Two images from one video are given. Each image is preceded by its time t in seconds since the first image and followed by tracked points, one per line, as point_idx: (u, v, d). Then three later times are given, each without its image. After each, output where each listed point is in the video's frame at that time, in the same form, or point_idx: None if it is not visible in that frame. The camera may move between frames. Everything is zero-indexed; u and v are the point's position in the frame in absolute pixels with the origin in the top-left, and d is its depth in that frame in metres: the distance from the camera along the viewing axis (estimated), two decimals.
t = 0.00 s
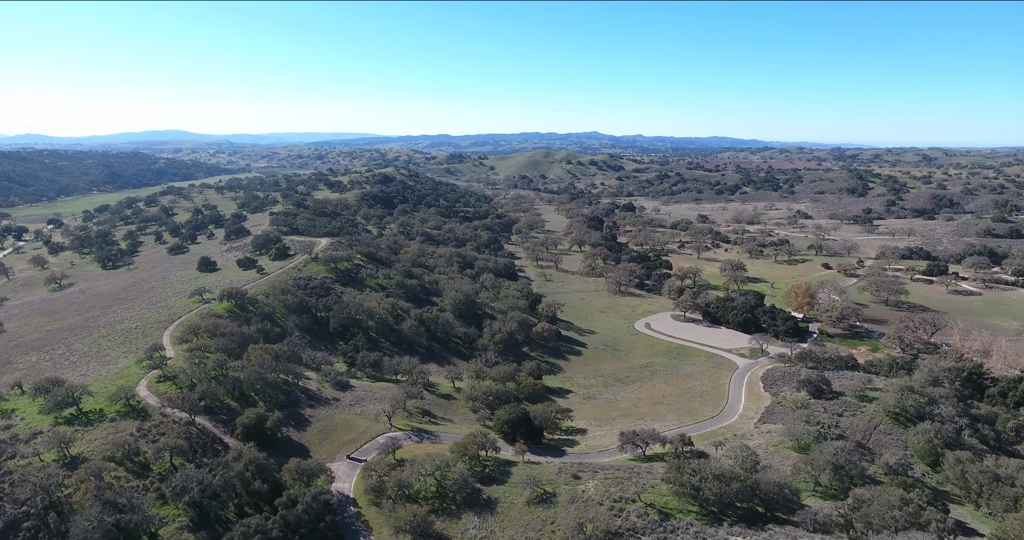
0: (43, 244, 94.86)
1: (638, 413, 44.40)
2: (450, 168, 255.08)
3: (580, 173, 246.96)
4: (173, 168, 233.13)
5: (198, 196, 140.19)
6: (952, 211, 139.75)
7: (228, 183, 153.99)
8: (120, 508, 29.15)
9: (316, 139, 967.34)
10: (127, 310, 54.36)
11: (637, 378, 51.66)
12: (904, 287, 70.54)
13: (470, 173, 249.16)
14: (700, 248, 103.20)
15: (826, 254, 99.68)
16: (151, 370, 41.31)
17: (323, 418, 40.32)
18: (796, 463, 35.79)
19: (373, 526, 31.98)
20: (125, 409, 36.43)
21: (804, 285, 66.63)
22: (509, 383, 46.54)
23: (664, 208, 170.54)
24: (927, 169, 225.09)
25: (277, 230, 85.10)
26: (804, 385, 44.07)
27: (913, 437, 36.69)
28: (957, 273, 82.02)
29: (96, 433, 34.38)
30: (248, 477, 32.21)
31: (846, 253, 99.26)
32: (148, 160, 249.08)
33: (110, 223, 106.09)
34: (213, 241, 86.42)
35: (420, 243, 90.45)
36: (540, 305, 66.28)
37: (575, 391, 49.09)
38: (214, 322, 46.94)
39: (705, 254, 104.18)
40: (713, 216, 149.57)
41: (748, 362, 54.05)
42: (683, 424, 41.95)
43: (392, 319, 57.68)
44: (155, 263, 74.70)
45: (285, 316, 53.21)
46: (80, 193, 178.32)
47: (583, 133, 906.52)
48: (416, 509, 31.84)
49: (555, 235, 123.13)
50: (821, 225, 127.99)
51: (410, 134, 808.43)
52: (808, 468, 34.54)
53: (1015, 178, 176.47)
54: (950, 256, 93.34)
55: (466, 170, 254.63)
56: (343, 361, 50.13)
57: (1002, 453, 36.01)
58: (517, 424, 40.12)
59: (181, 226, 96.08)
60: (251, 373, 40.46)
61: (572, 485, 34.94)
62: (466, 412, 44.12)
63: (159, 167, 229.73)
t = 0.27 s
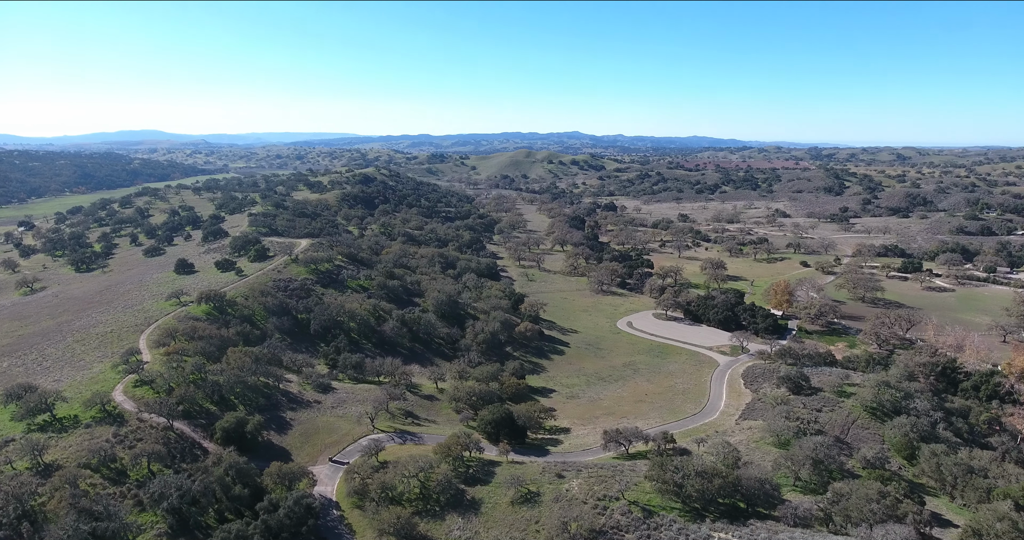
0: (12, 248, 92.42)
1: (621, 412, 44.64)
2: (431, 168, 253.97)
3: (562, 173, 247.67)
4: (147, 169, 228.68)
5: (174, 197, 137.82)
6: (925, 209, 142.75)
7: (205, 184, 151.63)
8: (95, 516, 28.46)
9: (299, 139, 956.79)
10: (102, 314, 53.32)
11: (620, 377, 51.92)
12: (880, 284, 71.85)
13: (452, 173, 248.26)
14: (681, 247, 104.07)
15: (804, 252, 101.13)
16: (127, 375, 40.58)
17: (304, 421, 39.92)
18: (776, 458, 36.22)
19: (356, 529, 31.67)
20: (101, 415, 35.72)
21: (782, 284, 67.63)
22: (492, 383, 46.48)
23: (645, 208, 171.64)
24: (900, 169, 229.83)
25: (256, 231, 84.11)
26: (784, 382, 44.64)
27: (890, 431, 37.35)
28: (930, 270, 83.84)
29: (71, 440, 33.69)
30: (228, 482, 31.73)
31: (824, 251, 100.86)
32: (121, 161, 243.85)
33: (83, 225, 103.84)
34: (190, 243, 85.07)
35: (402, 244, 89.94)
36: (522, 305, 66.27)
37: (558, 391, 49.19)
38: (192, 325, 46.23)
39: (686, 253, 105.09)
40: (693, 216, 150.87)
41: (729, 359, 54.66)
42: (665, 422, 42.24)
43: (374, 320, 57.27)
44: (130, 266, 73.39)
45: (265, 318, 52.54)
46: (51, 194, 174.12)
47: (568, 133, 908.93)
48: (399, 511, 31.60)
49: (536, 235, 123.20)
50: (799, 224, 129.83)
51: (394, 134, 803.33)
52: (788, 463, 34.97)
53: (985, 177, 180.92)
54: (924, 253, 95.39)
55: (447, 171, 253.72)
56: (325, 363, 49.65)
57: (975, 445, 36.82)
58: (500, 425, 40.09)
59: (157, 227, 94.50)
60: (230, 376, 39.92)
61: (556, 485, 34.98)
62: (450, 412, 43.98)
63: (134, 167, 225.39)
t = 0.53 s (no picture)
0: None
1: (600, 410, 44.89)
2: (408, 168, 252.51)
3: (540, 173, 248.55)
4: (116, 170, 223.32)
5: (145, 199, 134.85)
6: (894, 207, 146.33)
7: (177, 185, 148.73)
8: (65, 526, 27.51)
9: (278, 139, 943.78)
10: (69, 319, 51.96)
11: (599, 375, 52.21)
12: (851, 281, 73.39)
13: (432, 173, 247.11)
14: (658, 246, 105.01)
15: (778, 250, 102.88)
16: (97, 381, 39.62)
17: (281, 425, 39.42)
18: (753, 453, 36.72)
19: (335, 533, 31.30)
20: (70, 423, 34.80)
21: (757, 282, 68.22)
22: (472, 383, 46.36)
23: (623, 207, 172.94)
24: (870, 168, 235.38)
25: (230, 233, 82.82)
26: (760, 378, 45.31)
27: (863, 425, 38.11)
28: (899, 267, 85.96)
29: (38, 449, 32.72)
30: (203, 489, 31.11)
31: (797, 249, 102.73)
32: (90, 161, 237.79)
33: (49, 227, 101.02)
34: (161, 246, 83.35)
35: (379, 245, 89.33)
36: (501, 305, 66.24)
37: (537, 390, 49.26)
38: (164, 329, 45.34)
39: (663, 252, 106.14)
40: (670, 215, 152.40)
41: (706, 357, 55.36)
42: (644, 419, 42.58)
43: (351, 322, 56.73)
44: (98, 269, 71.64)
45: (240, 321, 51.72)
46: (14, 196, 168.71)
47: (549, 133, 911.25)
48: (379, 514, 31.35)
49: (515, 235, 123.33)
50: (773, 223, 132.07)
51: (375, 134, 796.34)
52: (765, 458, 35.45)
53: (950, 176, 186.17)
54: (893, 251, 97.77)
55: (425, 171, 252.62)
56: (301, 366, 49.03)
57: (944, 437, 37.77)
58: (480, 425, 40.03)
59: (127, 230, 92.43)
60: (205, 381, 39.22)
61: (536, 484, 35.03)
62: (429, 414, 43.75)
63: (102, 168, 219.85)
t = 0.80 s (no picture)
0: None
1: (582, 409, 45.06)
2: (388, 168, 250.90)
3: (520, 173, 248.94)
4: (88, 170, 218.52)
5: (117, 200, 132.16)
6: (868, 206, 149.14)
7: (152, 186, 146.01)
8: (38, 536, 26.72)
9: (248, 137, 930.66)
10: (39, 324, 50.72)
11: (581, 375, 52.38)
12: (828, 278, 74.59)
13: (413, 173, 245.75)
14: (638, 245, 105.72)
15: (757, 249, 104.23)
16: (69, 387, 38.75)
17: (261, 429, 38.93)
18: (733, 450, 37.09)
19: (317, 538, 30.94)
20: (42, 430, 33.96)
21: (736, 280, 69.06)
22: (454, 384, 46.21)
23: (603, 207, 173.81)
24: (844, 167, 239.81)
25: (206, 235, 81.56)
26: (739, 375, 45.84)
27: (840, 420, 38.73)
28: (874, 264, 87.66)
29: (9, 457, 31.85)
30: (181, 495, 30.52)
31: (775, 248, 104.18)
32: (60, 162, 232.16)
33: (17, 229, 98.49)
34: (135, 249, 81.78)
35: (359, 246, 88.64)
36: (483, 305, 66.10)
37: (520, 390, 49.25)
38: (139, 333, 44.50)
39: (643, 251, 106.89)
40: (649, 214, 153.53)
41: (686, 355, 55.89)
42: (626, 418, 42.82)
43: (331, 324, 56.14)
44: (69, 273, 70.04)
45: (217, 324, 50.95)
46: None
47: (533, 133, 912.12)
48: (361, 517, 31.08)
49: (496, 235, 123.24)
50: (750, 221, 133.78)
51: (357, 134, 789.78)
52: (746, 454, 35.83)
53: (922, 175, 190.35)
54: (868, 248, 99.67)
55: (404, 171, 251.07)
56: (281, 369, 48.44)
57: (919, 431, 38.53)
58: (463, 426, 39.93)
59: (99, 232, 90.57)
60: (181, 385, 38.57)
61: (519, 484, 35.03)
62: (411, 415, 43.52)
63: (72, 169, 214.85)
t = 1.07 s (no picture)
0: None
1: (561, 408, 45.21)
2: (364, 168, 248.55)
3: (497, 173, 249.11)
4: (52, 171, 212.49)
5: (84, 202, 128.74)
6: (838, 204, 152.39)
7: (119, 188, 142.49)
8: None
9: (224, 137, 915.17)
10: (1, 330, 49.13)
11: (559, 374, 52.54)
12: (800, 276, 75.97)
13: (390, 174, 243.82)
14: (615, 244, 106.45)
15: (731, 247, 105.76)
16: (34, 395, 37.63)
17: (235, 435, 38.30)
18: (710, 446, 37.51)
19: None
20: (5, 440, 32.89)
21: (711, 278, 69.96)
22: (432, 385, 45.99)
23: (580, 206, 174.68)
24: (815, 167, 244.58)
25: (177, 237, 79.96)
26: (715, 372, 46.42)
27: (813, 415, 39.43)
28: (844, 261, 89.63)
29: None
30: (153, 503, 29.82)
31: (748, 246, 105.80)
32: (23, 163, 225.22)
33: None
34: (102, 252, 79.83)
35: (334, 247, 87.77)
36: (460, 306, 65.85)
37: (498, 391, 49.20)
38: (108, 338, 43.40)
39: (620, 250, 107.66)
40: (626, 213, 154.70)
41: (663, 352, 56.45)
42: (604, 416, 43.07)
43: (307, 326, 55.37)
44: (32, 277, 68.04)
45: (189, 328, 49.96)
46: None
47: (501, 134, 911.19)
48: (339, 522, 30.72)
49: (473, 235, 123.04)
50: (725, 220, 135.70)
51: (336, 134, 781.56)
52: (722, 450, 36.24)
53: (889, 173, 195.05)
54: (838, 246, 101.81)
55: (380, 172, 248.96)
56: (255, 373, 47.67)
57: (889, 424, 39.41)
58: (442, 427, 39.75)
59: (64, 235, 88.22)
60: (152, 391, 37.71)
61: (499, 485, 34.99)
62: (389, 418, 43.21)
63: (35, 170, 208.60)
